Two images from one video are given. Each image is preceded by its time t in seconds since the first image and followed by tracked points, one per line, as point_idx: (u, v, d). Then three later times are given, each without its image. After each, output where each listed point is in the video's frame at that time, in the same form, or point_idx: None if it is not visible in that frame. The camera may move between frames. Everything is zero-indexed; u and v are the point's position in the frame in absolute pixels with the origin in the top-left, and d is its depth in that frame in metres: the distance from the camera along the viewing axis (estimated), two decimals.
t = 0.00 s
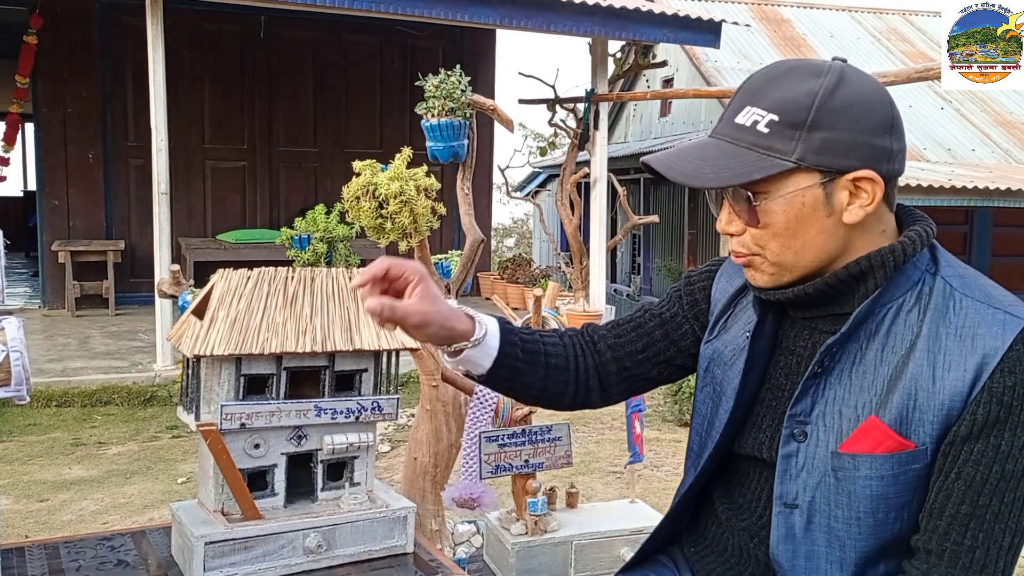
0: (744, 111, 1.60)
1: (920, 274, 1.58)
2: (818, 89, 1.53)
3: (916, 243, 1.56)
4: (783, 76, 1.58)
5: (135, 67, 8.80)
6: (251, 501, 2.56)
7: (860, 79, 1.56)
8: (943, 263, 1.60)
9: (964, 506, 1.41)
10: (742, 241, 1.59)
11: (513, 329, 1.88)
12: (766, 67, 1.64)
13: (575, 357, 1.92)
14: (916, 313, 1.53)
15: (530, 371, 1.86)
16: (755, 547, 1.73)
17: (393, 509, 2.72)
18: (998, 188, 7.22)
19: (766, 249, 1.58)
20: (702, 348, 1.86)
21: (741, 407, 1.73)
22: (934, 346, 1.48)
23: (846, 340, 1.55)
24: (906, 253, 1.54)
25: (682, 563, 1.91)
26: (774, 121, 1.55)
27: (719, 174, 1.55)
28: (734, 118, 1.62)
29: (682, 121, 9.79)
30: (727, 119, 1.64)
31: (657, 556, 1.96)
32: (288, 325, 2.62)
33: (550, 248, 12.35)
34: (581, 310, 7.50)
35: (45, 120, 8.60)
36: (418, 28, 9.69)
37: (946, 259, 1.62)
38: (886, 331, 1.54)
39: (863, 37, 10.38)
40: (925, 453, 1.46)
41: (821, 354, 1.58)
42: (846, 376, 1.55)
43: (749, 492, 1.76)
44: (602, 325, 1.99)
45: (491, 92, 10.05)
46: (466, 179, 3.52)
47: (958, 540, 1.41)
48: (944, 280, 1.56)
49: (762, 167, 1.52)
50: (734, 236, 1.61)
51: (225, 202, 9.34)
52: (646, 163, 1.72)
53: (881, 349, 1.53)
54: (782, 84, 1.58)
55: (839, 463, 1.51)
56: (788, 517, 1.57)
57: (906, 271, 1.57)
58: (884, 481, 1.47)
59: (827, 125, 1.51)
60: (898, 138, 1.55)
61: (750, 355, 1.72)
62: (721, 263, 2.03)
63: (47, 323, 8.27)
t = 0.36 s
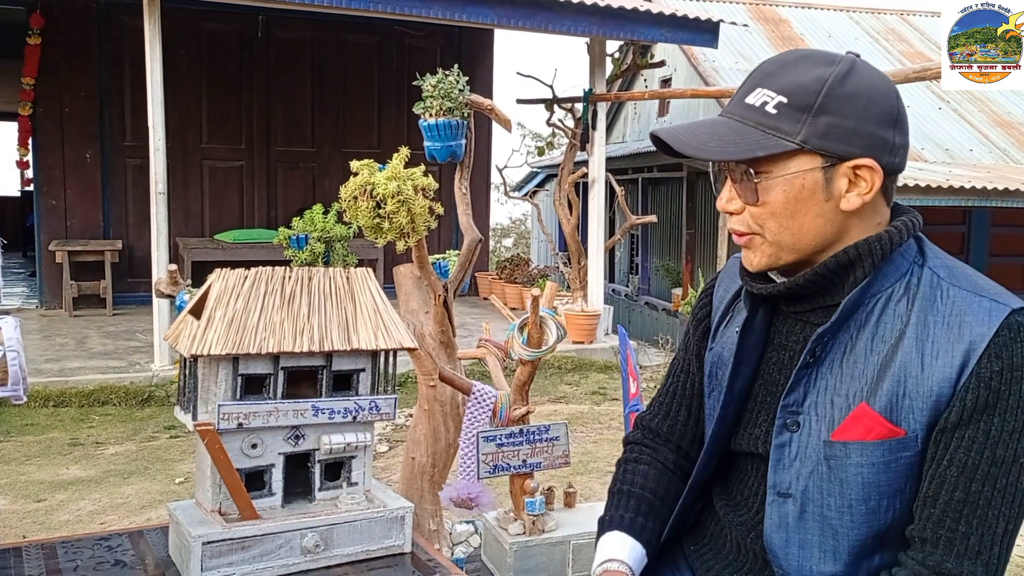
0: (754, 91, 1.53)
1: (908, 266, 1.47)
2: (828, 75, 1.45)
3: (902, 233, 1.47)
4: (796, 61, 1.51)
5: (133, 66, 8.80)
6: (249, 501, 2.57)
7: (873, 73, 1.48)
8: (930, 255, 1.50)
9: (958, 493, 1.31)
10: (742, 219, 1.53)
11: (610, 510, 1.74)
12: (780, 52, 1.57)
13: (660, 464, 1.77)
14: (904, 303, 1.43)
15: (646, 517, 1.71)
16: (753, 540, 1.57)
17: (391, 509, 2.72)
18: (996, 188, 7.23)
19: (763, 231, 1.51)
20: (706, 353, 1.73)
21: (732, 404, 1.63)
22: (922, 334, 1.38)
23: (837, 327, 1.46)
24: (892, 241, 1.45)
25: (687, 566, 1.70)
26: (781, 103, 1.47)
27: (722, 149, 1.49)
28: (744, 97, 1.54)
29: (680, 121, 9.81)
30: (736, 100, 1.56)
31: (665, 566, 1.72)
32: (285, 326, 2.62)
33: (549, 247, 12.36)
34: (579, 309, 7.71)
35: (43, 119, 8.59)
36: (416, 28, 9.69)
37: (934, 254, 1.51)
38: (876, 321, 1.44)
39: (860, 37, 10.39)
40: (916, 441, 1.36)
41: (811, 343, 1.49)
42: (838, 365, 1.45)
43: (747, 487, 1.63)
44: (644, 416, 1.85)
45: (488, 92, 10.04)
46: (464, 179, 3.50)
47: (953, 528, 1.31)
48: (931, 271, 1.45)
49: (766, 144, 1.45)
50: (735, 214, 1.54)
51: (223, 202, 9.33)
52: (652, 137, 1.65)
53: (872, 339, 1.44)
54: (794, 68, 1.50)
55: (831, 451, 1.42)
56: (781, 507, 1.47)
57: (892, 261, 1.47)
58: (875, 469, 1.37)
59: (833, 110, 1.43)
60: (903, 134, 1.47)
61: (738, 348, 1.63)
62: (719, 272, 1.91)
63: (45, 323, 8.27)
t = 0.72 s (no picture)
0: (754, 87, 1.53)
1: (902, 259, 1.47)
2: (825, 72, 1.46)
3: (897, 227, 1.46)
4: (795, 58, 1.51)
5: (131, 66, 8.80)
6: (248, 501, 2.57)
7: (869, 71, 1.48)
8: (924, 250, 1.49)
9: (948, 480, 1.31)
10: (740, 213, 1.53)
11: (626, 529, 1.71)
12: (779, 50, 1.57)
13: (668, 471, 1.75)
14: (898, 296, 1.43)
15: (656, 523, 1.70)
16: (747, 533, 1.57)
17: (390, 509, 2.72)
18: (995, 188, 7.23)
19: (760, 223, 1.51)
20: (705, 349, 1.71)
21: (729, 398, 1.63)
22: (915, 326, 1.38)
23: (834, 319, 1.46)
24: (888, 235, 1.44)
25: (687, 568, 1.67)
26: (780, 98, 1.47)
27: (723, 142, 1.49)
28: (744, 93, 1.54)
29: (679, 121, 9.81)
30: (736, 96, 1.56)
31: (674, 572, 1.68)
32: (284, 326, 2.62)
33: (548, 247, 12.36)
34: (578, 308, 7.67)
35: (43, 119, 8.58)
36: (415, 28, 9.69)
37: (930, 248, 1.51)
38: (870, 313, 1.44)
39: (859, 37, 10.40)
40: (908, 429, 1.36)
41: (808, 334, 1.49)
42: (833, 357, 1.46)
43: (742, 479, 1.63)
44: (645, 418, 1.83)
45: (487, 92, 10.04)
46: (464, 179, 3.50)
47: (942, 515, 1.31)
48: (925, 265, 1.45)
49: (764, 139, 1.46)
50: (734, 208, 1.55)
51: (222, 201, 9.33)
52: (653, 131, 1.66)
53: (866, 331, 1.44)
54: (793, 65, 1.50)
55: (826, 440, 1.42)
56: (776, 495, 1.47)
57: (888, 253, 1.47)
58: (868, 456, 1.38)
59: (830, 106, 1.44)
60: (896, 130, 1.47)
61: (730, 344, 1.64)
62: (717, 270, 1.89)
63: (44, 323, 8.26)
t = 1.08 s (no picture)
0: (752, 90, 1.53)
1: (904, 257, 1.47)
2: (824, 76, 1.46)
3: (899, 225, 1.46)
4: (795, 60, 1.51)
5: (131, 66, 8.79)
6: (247, 501, 2.57)
7: (868, 74, 1.48)
8: (925, 248, 1.49)
9: (950, 474, 1.30)
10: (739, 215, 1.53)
11: (628, 528, 1.72)
12: (778, 53, 1.57)
13: (670, 472, 1.75)
14: (900, 293, 1.43)
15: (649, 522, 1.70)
16: (749, 529, 1.57)
17: (389, 509, 2.72)
18: (994, 187, 7.23)
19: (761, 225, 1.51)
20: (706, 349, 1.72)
21: (732, 395, 1.63)
22: (918, 323, 1.38)
23: (835, 316, 1.46)
24: (890, 234, 1.45)
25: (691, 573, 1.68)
26: (780, 101, 1.47)
27: (723, 145, 1.49)
28: (744, 96, 1.54)
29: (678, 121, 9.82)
30: (735, 99, 1.56)
31: None
32: (284, 326, 2.62)
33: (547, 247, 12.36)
34: (578, 308, 7.68)
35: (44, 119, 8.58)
36: (415, 28, 9.69)
37: (930, 247, 1.51)
38: (873, 310, 1.44)
39: (859, 37, 10.40)
40: (911, 424, 1.36)
41: (810, 332, 1.49)
42: (835, 353, 1.45)
43: (744, 477, 1.63)
44: (649, 419, 1.82)
45: (487, 92, 10.04)
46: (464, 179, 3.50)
47: (944, 509, 1.31)
48: (927, 263, 1.45)
49: (765, 141, 1.46)
50: (734, 209, 1.55)
51: (221, 201, 9.32)
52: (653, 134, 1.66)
53: (868, 328, 1.43)
54: (792, 68, 1.50)
55: (828, 436, 1.42)
56: (779, 492, 1.47)
57: (889, 251, 1.47)
58: (872, 452, 1.37)
59: (829, 109, 1.43)
60: (894, 133, 1.47)
61: (733, 342, 1.64)
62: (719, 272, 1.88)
63: (43, 323, 8.25)
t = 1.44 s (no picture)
0: (771, 100, 1.59)
1: (922, 264, 1.55)
2: (843, 84, 1.52)
3: (919, 231, 1.55)
4: (812, 69, 1.57)
5: (131, 66, 8.79)
6: (248, 501, 2.57)
7: (886, 80, 1.55)
8: (945, 255, 1.58)
9: (965, 485, 1.37)
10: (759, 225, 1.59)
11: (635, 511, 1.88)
12: (794, 61, 1.63)
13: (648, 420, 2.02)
14: (918, 301, 1.51)
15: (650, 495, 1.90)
16: (756, 531, 1.68)
17: (390, 509, 2.72)
18: (993, 187, 7.23)
19: (781, 235, 1.57)
20: (716, 344, 1.84)
21: (745, 395, 1.72)
22: (935, 331, 1.46)
23: (850, 322, 1.54)
24: (909, 240, 1.53)
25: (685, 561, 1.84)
26: (798, 112, 1.53)
27: (743, 158, 1.55)
28: (762, 105, 1.60)
29: (678, 120, 9.81)
30: (753, 108, 1.62)
31: (658, 553, 1.90)
32: (285, 326, 2.62)
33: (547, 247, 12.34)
34: (578, 308, 7.69)
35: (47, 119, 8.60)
36: (414, 27, 9.68)
37: (948, 254, 1.59)
38: (890, 316, 1.52)
39: (858, 37, 10.41)
40: (925, 433, 1.43)
41: (825, 337, 1.56)
42: (849, 359, 1.53)
43: (752, 477, 1.72)
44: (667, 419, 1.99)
45: (486, 91, 10.03)
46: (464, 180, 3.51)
47: (958, 519, 1.37)
48: (946, 270, 1.53)
49: (784, 154, 1.52)
50: (753, 218, 1.60)
51: (221, 201, 9.32)
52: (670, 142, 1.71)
53: (884, 335, 1.51)
54: (811, 77, 1.56)
55: (841, 442, 1.49)
56: (790, 496, 1.55)
57: (908, 257, 1.55)
58: (884, 459, 1.44)
59: (849, 119, 1.50)
60: (916, 138, 1.54)
61: (752, 340, 1.72)
62: (730, 271, 2.02)
63: (42, 323, 8.24)
